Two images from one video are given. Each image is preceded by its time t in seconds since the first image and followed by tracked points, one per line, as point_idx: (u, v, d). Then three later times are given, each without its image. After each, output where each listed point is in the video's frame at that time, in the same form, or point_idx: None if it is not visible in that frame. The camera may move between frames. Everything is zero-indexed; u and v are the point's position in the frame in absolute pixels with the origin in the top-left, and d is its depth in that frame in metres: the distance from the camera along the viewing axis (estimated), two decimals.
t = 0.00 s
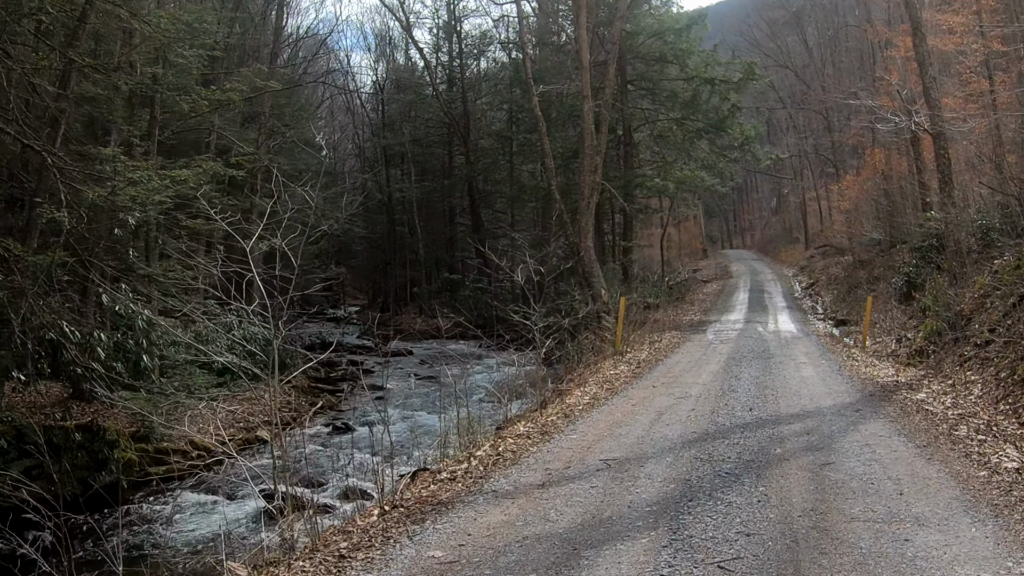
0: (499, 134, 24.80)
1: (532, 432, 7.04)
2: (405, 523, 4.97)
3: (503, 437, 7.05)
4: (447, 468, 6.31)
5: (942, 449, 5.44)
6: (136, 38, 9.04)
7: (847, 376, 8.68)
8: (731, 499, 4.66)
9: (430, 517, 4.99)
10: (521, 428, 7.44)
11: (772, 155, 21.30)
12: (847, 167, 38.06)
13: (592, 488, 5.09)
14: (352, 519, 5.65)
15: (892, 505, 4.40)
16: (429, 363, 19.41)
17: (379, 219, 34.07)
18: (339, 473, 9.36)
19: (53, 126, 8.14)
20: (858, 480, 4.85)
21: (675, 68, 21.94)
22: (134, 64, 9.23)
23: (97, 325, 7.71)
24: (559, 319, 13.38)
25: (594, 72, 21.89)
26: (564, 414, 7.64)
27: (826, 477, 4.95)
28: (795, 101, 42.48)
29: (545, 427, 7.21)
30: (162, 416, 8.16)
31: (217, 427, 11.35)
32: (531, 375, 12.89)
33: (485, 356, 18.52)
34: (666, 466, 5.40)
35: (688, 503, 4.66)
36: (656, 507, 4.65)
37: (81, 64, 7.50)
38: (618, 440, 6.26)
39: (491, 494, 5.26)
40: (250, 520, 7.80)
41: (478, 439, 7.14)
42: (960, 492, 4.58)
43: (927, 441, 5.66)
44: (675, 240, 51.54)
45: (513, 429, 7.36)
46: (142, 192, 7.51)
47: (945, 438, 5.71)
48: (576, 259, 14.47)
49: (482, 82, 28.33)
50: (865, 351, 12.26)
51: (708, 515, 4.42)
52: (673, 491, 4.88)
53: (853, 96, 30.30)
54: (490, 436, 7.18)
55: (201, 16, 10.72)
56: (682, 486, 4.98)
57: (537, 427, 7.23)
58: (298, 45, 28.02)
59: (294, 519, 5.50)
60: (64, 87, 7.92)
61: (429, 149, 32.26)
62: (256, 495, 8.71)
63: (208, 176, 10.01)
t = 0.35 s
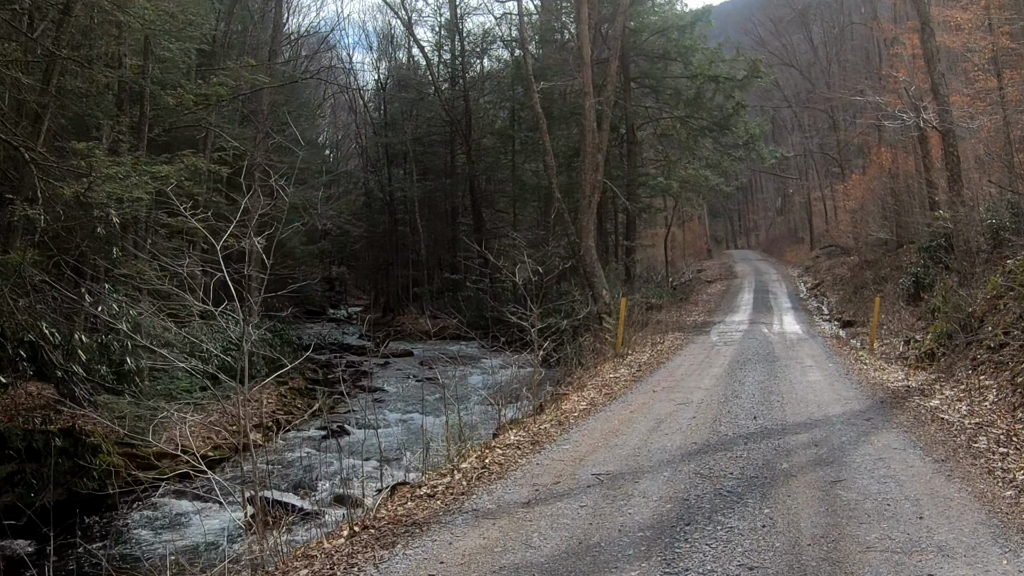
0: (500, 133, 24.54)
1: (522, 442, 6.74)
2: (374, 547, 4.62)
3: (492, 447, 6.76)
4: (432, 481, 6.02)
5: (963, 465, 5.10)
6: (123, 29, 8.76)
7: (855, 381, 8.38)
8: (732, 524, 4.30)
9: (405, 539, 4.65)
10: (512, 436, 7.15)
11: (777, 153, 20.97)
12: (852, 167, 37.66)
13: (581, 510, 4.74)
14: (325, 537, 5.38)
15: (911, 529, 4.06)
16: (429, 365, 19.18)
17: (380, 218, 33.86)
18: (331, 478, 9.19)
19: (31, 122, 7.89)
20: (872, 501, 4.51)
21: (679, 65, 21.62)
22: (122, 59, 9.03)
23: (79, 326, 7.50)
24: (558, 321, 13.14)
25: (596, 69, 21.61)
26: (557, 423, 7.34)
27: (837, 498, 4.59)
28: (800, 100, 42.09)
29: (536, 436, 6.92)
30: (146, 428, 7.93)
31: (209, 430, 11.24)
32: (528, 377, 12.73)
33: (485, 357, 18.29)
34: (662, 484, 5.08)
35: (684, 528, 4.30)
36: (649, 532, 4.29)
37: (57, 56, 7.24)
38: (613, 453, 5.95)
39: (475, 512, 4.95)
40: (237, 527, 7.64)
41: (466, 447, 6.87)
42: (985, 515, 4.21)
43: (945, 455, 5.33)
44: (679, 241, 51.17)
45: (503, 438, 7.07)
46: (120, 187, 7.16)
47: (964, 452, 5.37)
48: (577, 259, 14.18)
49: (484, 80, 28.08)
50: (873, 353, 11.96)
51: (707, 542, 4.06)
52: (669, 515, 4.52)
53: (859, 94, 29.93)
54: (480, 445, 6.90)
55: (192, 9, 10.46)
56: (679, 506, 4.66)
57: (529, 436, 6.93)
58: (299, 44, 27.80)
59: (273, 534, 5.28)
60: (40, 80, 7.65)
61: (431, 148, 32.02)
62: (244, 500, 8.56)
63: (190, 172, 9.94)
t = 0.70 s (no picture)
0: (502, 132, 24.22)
1: (513, 453, 6.42)
2: (341, 571, 4.29)
3: (480, 458, 6.44)
4: (416, 496, 5.70)
5: (988, 484, 4.75)
6: (108, 21, 8.49)
7: (865, 387, 8.06)
8: (735, 552, 3.94)
9: (377, 563, 4.31)
10: (503, 446, 6.84)
11: (782, 151, 20.62)
12: (859, 166, 37.19)
13: (568, 533, 4.40)
14: (300, 555, 5.09)
15: (935, 559, 3.70)
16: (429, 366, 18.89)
17: (381, 218, 33.61)
18: (323, 483, 8.99)
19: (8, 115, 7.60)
20: (889, 525, 4.16)
21: (683, 62, 21.30)
22: (106, 52, 8.76)
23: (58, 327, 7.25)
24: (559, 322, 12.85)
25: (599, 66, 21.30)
26: (550, 432, 7.03)
27: (851, 522, 4.24)
28: (805, 99, 41.64)
29: (528, 446, 6.60)
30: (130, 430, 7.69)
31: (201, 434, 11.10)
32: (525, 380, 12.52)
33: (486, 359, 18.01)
34: (658, 504, 4.74)
35: (682, 556, 3.94)
36: (642, 560, 3.94)
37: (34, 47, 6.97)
38: (609, 467, 5.63)
39: (457, 533, 4.62)
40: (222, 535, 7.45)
41: (454, 457, 6.58)
42: (1015, 543, 3.85)
43: (968, 472, 4.99)
44: (683, 241, 50.77)
45: (493, 448, 6.76)
46: (94, 182, 6.93)
47: (989, 469, 5.02)
48: (579, 258, 13.89)
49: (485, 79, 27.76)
50: (881, 355, 11.65)
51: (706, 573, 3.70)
52: (665, 540, 4.16)
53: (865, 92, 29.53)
54: (469, 455, 6.59)
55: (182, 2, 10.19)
56: (676, 530, 4.31)
57: (520, 446, 6.62)
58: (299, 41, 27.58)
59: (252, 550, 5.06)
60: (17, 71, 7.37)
61: (432, 147, 31.72)
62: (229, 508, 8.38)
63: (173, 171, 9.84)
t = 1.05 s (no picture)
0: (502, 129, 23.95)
1: (500, 464, 6.13)
2: None
3: (464, 470, 6.15)
4: (393, 513, 5.41)
5: (1014, 504, 4.39)
6: (92, 11, 8.25)
7: (875, 391, 7.75)
8: None
9: None
10: (489, 456, 6.55)
11: (787, 149, 20.31)
12: (863, 165, 36.82)
13: (552, 559, 4.06)
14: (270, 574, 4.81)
15: None
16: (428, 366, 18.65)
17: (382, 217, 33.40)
18: (314, 489, 8.82)
19: None
20: (909, 553, 3.79)
21: (687, 58, 21.00)
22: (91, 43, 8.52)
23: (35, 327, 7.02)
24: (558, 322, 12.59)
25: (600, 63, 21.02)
26: (542, 440, 6.74)
27: (865, 549, 3.88)
28: (809, 97, 41.23)
29: (516, 457, 6.31)
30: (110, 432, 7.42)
31: (193, 436, 11.01)
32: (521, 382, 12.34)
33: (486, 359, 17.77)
34: (652, 527, 4.39)
35: None
36: None
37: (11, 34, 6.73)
38: (601, 481, 5.32)
39: (430, 557, 4.29)
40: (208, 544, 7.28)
41: (437, 468, 6.32)
42: None
43: (992, 490, 4.64)
44: (686, 240, 50.45)
45: (478, 458, 6.47)
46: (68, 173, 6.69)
47: (1014, 485, 4.67)
48: (579, 257, 13.62)
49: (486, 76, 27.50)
50: (888, 357, 11.34)
51: None
52: (656, 569, 3.82)
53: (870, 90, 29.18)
54: (453, 465, 6.32)
55: None
56: (671, 558, 3.95)
57: (508, 456, 6.33)
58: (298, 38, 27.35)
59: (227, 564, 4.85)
60: None
61: (433, 145, 31.48)
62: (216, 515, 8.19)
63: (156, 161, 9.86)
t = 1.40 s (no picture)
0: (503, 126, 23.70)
1: (484, 476, 5.79)
2: None
3: (446, 482, 5.80)
4: (365, 531, 5.05)
5: None
6: None
7: (885, 398, 7.38)
8: None
9: None
10: (474, 466, 6.22)
11: (791, 147, 19.99)
12: (867, 164, 36.47)
13: None
14: None
15: None
16: (427, 366, 18.41)
17: (382, 215, 33.20)
18: (303, 494, 8.60)
19: None
20: None
21: (690, 55, 20.72)
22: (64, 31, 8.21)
23: None
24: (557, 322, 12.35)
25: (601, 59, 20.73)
26: (531, 450, 6.40)
27: None
28: (813, 95, 40.84)
29: (502, 467, 5.97)
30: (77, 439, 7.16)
31: (182, 438, 10.82)
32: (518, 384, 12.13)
33: (485, 358, 17.55)
34: (642, 549, 4.00)
35: None
36: None
37: None
38: (590, 496, 4.95)
39: None
40: (191, 550, 7.09)
41: (419, 479, 5.99)
42: None
43: (1021, 507, 4.23)
44: (688, 239, 50.16)
45: (462, 469, 6.14)
46: (29, 165, 6.38)
47: None
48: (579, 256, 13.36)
49: (487, 73, 27.23)
50: (895, 359, 11.03)
51: None
52: None
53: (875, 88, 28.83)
54: (436, 476, 5.99)
55: None
56: None
57: (494, 467, 6.00)
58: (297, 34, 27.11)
59: None
60: None
61: (433, 143, 31.24)
62: (201, 520, 8.00)
63: (139, 153, 9.80)
